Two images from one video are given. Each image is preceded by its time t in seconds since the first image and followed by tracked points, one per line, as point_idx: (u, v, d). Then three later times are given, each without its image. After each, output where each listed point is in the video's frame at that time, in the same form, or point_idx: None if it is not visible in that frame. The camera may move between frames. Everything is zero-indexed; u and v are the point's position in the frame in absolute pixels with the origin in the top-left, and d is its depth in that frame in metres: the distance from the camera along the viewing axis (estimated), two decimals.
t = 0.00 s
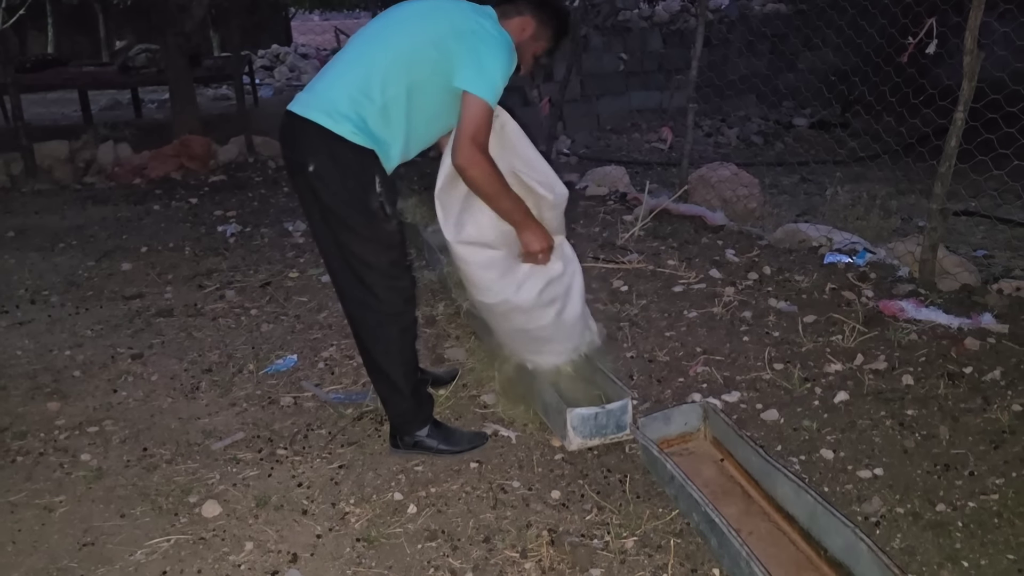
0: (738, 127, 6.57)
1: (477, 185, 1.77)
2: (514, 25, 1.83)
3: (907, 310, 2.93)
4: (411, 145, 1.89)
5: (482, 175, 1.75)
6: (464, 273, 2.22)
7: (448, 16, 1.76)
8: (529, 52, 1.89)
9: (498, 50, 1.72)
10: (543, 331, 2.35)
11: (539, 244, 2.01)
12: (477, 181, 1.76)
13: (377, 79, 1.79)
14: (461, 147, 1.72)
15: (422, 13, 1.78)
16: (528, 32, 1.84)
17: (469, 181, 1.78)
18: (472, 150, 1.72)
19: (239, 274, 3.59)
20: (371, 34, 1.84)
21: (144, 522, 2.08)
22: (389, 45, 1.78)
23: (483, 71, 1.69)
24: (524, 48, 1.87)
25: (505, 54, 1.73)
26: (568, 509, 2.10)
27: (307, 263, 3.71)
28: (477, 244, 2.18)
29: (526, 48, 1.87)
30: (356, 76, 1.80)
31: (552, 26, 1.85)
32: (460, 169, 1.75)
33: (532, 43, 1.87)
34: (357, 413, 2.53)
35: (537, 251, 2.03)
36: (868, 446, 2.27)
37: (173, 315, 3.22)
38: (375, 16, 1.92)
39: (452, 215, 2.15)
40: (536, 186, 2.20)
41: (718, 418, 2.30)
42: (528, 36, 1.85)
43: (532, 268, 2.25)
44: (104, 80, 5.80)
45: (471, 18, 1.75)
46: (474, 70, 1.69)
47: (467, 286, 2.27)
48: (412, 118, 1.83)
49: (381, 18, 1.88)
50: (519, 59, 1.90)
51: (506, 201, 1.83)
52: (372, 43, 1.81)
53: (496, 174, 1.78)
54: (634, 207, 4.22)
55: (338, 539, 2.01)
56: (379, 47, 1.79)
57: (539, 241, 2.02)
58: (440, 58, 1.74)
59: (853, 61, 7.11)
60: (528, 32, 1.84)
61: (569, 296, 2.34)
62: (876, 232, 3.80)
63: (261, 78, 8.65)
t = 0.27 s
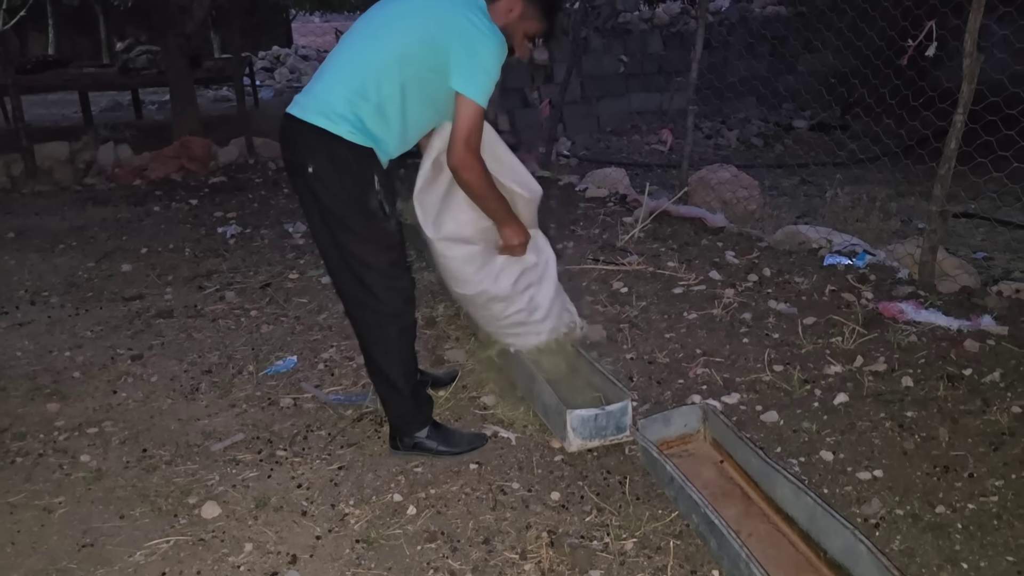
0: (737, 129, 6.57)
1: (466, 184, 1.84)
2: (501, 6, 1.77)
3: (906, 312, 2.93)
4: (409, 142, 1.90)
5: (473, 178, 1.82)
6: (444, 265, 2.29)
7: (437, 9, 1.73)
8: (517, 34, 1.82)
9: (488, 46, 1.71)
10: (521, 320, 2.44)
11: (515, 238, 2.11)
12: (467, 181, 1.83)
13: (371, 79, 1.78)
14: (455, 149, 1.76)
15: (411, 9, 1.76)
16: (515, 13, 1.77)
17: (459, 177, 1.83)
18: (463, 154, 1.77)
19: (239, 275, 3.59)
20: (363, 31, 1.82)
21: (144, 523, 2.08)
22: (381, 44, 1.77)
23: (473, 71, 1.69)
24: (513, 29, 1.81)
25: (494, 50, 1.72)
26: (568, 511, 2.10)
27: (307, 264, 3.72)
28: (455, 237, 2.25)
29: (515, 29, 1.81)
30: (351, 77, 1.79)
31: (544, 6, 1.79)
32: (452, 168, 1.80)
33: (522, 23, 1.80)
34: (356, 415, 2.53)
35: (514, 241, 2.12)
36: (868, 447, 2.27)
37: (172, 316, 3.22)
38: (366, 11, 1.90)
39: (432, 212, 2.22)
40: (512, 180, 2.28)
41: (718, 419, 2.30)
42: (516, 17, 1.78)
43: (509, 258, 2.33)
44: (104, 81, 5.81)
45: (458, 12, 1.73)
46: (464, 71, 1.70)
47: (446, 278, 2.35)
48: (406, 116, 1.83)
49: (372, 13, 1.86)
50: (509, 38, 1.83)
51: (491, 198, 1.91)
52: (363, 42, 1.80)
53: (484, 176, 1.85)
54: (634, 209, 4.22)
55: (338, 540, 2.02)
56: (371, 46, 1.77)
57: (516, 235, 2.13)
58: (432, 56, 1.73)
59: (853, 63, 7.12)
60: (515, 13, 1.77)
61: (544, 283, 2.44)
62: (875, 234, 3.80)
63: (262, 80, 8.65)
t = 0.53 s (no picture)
0: (738, 130, 6.58)
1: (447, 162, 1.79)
2: None
3: (907, 314, 2.93)
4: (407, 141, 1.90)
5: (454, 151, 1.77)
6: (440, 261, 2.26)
7: (428, 5, 1.74)
8: (509, 27, 1.84)
9: (478, 38, 1.71)
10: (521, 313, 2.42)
11: (514, 222, 1.99)
12: (447, 158, 1.78)
13: (368, 79, 1.78)
14: (432, 126, 1.74)
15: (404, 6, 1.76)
16: (507, 7, 1.79)
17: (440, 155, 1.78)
18: (442, 126, 1.73)
19: (240, 276, 3.59)
20: (357, 32, 1.82)
21: (144, 524, 2.08)
22: (376, 43, 1.77)
23: (463, 60, 1.69)
24: (504, 23, 1.82)
25: (483, 40, 1.71)
26: (568, 512, 2.10)
27: (308, 265, 3.72)
28: (454, 231, 2.21)
29: (507, 23, 1.82)
30: (348, 77, 1.79)
31: None
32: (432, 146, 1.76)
33: (513, 17, 1.82)
34: (357, 416, 2.53)
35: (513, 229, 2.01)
36: (868, 450, 2.27)
37: (173, 317, 3.22)
38: (362, 13, 1.91)
39: (426, 208, 2.18)
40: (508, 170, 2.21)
41: (718, 422, 2.31)
42: (507, 10, 1.79)
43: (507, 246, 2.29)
44: (105, 82, 5.81)
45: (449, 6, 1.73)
46: (453, 59, 1.69)
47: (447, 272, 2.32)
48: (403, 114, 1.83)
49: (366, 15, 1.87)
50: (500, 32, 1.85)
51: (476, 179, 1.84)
52: (359, 42, 1.80)
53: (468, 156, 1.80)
54: (634, 211, 4.22)
55: (338, 542, 2.02)
56: (367, 46, 1.78)
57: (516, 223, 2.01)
58: (425, 52, 1.73)
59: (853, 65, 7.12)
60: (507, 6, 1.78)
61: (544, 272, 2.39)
62: (876, 236, 3.80)
63: (262, 81, 8.66)
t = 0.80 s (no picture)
0: (738, 133, 6.58)
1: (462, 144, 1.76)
2: None
3: (907, 316, 2.93)
4: (405, 139, 1.91)
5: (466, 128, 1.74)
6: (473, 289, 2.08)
7: (424, 1, 1.76)
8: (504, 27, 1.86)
9: (476, 30, 1.73)
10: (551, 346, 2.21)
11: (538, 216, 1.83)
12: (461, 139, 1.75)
13: (366, 77, 1.79)
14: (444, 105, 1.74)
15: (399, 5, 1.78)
16: (503, 8, 1.81)
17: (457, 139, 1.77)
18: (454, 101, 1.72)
19: (240, 278, 3.59)
20: (352, 35, 1.84)
21: (144, 525, 2.08)
22: (372, 41, 1.78)
23: (461, 51, 1.71)
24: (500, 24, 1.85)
25: (480, 32, 1.73)
26: (569, 513, 2.10)
27: (308, 267, 3.72)
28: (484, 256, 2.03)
29: (502, 23, 1.85)
30: (346, 77, 1.80)
31: None
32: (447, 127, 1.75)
33: (508, 18, 1.84)
34: (357, 417, 2.53)
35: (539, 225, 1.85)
36: (869, 451, 2.27)
37: (173, 319, 3.22)
38: (355, 18, 1.93)
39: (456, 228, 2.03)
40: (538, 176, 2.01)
41: (718, 423, 2.31)
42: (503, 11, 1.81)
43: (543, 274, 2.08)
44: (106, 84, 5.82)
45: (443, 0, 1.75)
46: (451, 49, 1.71)
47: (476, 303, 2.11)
48: (401, 110, 1.84)
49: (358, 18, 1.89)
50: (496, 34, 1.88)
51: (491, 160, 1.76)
52: (355, 42, 1.81)
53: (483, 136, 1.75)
54: (635, 212, 4.23)
55: (339, 543, 2.02)
56: (364, 45, 1.79)
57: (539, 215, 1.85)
58: (422, 47, 1.75)
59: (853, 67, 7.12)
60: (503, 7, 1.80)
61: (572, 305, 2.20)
62: (876, 238, 3.80)
63: (263, 83, 8.66)
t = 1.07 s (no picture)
0: (738, 134, 6.59)
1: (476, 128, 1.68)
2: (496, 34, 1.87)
3: (907, 316, 2.92)
4: (398, 144, 1.89)
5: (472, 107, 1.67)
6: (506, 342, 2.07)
7: (427, 13, 1.82)
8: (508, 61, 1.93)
9: (481, 29, 1.77)
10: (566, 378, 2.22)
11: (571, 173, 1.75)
12: (473, 122, 1.68)
13: (365, 75, 1.79)
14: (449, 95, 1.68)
15: (403, 11, 1.83)
16: (509, 44, 1.88)
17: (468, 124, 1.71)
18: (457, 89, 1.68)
19: (240, 278, 3.59)
20: (353, 44, 1.87)
21: (144, 525, 2.08)
22: (375, 42, 1.81)
23: (467, 43, 1.73)
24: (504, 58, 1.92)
25: (487, 34, 1.77)
26: (569, 513, 2.10)
27: (308, 267, 3.72)
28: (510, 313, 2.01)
29: (506, 57, 1.92)
30: (344, 76, 1.81)
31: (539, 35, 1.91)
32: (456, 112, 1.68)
33: (512, 52, 1.91)
34: (357, 417, 2.53)
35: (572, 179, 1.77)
36: (869, 451, 2.27)
37: (173, 318, 3.22)
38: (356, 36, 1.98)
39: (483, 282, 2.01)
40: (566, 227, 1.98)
41: (718, 423, 2.31)
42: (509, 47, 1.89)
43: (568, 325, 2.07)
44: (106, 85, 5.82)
45: (448, 6, 1.81)
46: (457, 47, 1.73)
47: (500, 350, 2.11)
48: (397, 112, 1.84)
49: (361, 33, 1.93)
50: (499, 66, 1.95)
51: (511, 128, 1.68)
52: (356, 49, 1.84)
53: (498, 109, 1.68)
54: (635, 213, 4.23)
55: (339, 543, 2.01)
56: (367, 45, 1.82)
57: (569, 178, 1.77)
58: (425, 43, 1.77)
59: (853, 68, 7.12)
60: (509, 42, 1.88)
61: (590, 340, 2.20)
62: (876, 238, 3.80)
63: (263, 83, 8.66)
